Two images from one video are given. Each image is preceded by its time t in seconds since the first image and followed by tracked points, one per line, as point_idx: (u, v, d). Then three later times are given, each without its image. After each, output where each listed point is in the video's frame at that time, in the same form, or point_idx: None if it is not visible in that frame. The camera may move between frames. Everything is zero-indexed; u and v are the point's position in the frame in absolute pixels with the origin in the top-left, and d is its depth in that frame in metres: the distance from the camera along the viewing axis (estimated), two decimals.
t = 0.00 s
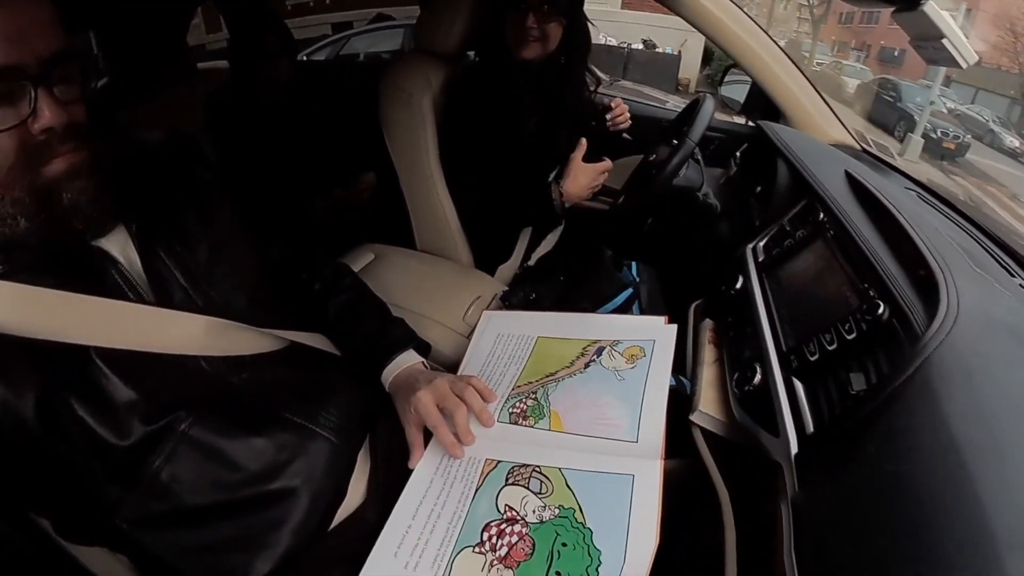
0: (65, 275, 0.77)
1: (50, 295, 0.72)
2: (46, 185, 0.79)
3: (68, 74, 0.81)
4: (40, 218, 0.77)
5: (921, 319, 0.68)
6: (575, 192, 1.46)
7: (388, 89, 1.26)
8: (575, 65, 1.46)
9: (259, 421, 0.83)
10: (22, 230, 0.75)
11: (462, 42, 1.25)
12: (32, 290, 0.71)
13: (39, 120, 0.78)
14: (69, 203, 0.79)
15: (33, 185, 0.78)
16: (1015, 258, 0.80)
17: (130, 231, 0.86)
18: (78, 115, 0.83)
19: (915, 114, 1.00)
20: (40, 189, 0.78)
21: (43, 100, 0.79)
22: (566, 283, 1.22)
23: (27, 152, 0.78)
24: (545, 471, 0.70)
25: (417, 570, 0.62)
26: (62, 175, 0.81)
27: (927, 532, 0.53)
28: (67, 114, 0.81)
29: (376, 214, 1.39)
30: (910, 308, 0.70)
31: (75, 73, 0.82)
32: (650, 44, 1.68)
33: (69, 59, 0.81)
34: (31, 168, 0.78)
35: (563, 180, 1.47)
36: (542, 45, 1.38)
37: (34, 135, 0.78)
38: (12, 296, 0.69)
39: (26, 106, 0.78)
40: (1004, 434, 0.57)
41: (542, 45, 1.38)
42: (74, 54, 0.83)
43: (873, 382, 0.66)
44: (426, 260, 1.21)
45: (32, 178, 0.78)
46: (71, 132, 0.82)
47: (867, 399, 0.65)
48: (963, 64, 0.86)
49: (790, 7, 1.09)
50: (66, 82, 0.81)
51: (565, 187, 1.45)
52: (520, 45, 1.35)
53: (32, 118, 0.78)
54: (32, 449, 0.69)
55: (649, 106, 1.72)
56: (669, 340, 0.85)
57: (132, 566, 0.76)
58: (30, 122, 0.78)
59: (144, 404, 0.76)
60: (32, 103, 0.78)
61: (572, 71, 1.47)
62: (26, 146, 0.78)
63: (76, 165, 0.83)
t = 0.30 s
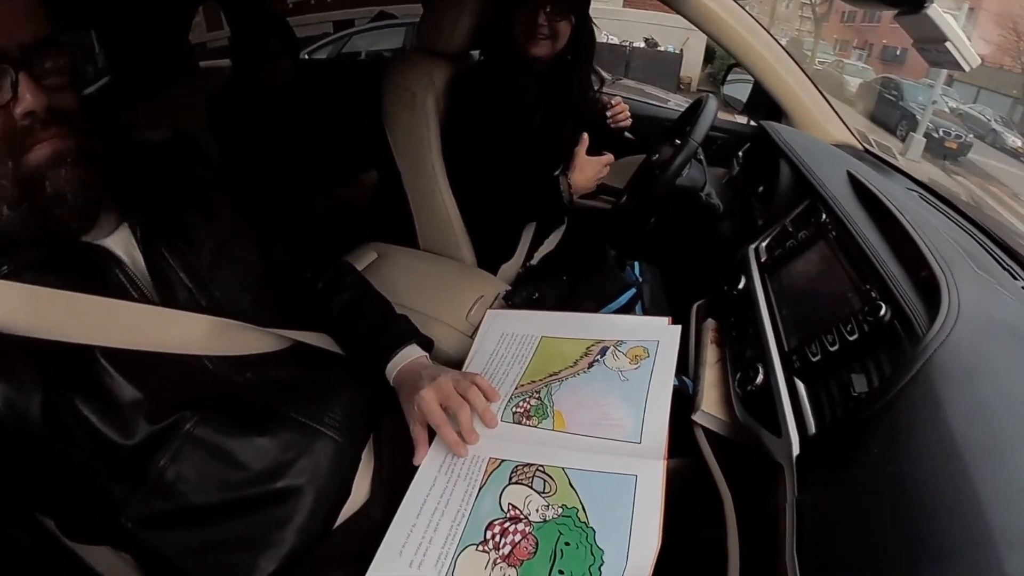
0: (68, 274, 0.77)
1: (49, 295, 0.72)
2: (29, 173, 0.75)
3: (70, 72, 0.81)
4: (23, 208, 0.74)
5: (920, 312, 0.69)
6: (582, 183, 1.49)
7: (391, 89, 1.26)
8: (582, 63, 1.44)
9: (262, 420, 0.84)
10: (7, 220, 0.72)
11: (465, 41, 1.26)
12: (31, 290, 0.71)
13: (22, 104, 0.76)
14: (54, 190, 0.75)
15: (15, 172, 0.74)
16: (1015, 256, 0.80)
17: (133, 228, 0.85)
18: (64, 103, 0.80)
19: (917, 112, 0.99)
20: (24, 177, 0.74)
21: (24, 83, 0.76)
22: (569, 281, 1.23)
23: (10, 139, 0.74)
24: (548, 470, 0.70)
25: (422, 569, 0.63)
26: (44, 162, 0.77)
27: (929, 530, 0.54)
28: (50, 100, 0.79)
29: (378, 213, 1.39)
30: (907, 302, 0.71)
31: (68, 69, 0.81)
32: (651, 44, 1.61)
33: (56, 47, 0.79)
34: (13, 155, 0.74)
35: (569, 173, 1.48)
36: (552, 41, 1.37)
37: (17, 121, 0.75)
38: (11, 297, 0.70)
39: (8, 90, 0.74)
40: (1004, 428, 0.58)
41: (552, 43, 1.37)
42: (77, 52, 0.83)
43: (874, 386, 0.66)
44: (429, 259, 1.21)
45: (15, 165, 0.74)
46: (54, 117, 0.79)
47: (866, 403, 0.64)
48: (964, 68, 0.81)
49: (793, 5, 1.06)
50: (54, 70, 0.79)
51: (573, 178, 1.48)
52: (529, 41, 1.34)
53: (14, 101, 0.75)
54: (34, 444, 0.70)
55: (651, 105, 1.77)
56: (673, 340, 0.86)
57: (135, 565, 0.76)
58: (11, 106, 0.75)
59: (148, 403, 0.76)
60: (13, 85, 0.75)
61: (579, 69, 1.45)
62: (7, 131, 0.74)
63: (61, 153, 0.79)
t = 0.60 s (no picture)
0: (76, 269, 0.78)
1: (52, 289, 0.73)
2: (32, 173, 0.77)
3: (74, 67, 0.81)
4: (24, 209, 0.75)
5: (915, 308, 0.70)
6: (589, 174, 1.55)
7: (394, 88, 1.26)
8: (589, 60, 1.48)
9: (266, 415, 0.84)
10: (11, 224, 0.74)
11: (468, 42, 1.26)
12: (34, 283, 0.73)
13: (26, 105, 0.78)
14: (55, 193, 0.77)
15: (19, 174, 0.76)
16: (1013, 255, 0.80)
17: (141, 225, 0.86)
18: (70, 103, 0.82)
19: (919, 113, 1.00)
20: (26, 180, 0.77)
21: (28, 83, 0.78)
22: (571, 279, 1.22)
23: (14, 139, 0.77)
24: (551, 465, 0.71)
25: (426, 562, 0.63)
26: (48, 163, 0.79)
27: (927, 521, 0.54)
28: (56, 102, 0.81)
29: (380, 211, 1.39)
30: (903, 296, 0.72)
31: (74, 67, 0.82)
32: (653, 42, 1.64)
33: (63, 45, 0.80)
34: (17, 156, 0.77)
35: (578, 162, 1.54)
36: (567, 39, 1.42)
37: (21, 121, 0.78)
38: (20, 291, 0.71)
39: (13, 91, 0.77)
40: (998, 428, 0.58)
41: (567, 40, 1.42)
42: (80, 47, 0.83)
43: (869, 375, 0.68)
44: (431, 256, 1.22)
45: (18, 167, 0.77)
46: (59, 118, 0.81)
47: (861, 391, 0.67)
48: (964, 67, 0.84)
49: (794, 4, 1.12)
50: (61, 70, 0.80)
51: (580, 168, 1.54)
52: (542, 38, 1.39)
53: (18, 103, 0.78)
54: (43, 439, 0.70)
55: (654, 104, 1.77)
56: (674, 337, 0.86)
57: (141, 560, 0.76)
58: (16, 106, 0.77)
59: (154, 398, 0.77)
60: (17, 87, 0.77)
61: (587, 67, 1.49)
62: (12, 131, 0.77)
63: (65, 154, 0.82)
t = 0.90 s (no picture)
0: (78, 272, 0.78)
1: (51, 293, 0.73)
2: (34, 175, 0.77)
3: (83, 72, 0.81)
4: (26, 213, 0.75)
5: (914, 310, 0.70)
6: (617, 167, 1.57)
7: (399, 90, 1.27)
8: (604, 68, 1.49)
9: (271, 419, 0.85)
10: (15, 227, 0.73)
11: (472, 44, 1.26)
12: (33, 287, 0.72)
13: (24, 106, 0.76)
14: (57, 196, 0.77)
15: (19, 177, 0.76)
16: (1010, 256, 0.81)
17: (145, 229, 0.87)
18: (68, 103, 0.81)
19: (919, 113, 0.99)
20: (26, 183, 0.76)
21: (26, 85, 0.77)
22: (575, 280, 1.24)
23: (13, 141, 0.76)
24: (558, 469, 0.71)
25: (433, 566, 0.63)
26: (48, 165, 0.78)
27: (933, 525, 0.54)
28: (53, 102, 0.79)
29: (383, 213, 1.40)
30: (902, 299, 0.72)
31: (72, 65, 0.81)
32: (654, 42, 1.64)
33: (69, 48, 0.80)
34: (16, 158, 0.76)
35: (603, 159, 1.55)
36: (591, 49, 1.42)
37: (21, 123, 0.76)
38: (26, 297, 0.71)
39: (11, 92, 0.75)
40: (999, 428, 0.59)
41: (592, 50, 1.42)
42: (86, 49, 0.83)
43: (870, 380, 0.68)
44: (435, 259, 1.22)
45: (18, 169, 0.76)
46: (57, 119, 0.79)
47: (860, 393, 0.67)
48: (970, 72, 0.84)
49: (795, 5, 1.05)
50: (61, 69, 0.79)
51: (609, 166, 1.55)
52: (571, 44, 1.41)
53: (17, 103, 0.76)
54: (46, 442, 0.70)
55: (657, 106, 1.75)
56: (679, 340, 0.87)
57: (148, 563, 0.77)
58: (15, 107, 0.76)
59: (161, 404, 0.78)
60: (16, 87, 0.76)
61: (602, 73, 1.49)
62: (11, 134, 0.76)
63: (64, 155, 0.80)
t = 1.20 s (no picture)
0: (79, 270, 0.78)
1: (53, 286, 0.73)
2: (46, 186, 0.76)
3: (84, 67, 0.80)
4: (39, 222, 0.75)
5: (916, 307, 0.70)
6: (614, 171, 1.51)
7: (396, 89, 1.26)
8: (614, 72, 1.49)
9: (268, 413, 0.84)
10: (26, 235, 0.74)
11: (472, 41, 1.26)
12: (36, 280, 0.72)
13: (39, 122, 0.75)
14: (69, 206, 0.77)
15: (32, 187, 0.75)
16: (1013, 255, 0.80)
17: (142, 224, 0.86)
18: (82, 115, 0.80)
19: (922, 112, 0.98)
20: (40, 192, 0.76)
21: (41, 100, 0.75)
22: (574, 279, 1.23)
23: (26, 154, 0.75)
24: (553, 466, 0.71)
25: (423, 554, 0.64)
26: (61, 177, 0.78)
27: (928, 522, 0.55)
28: (69, 114, 0.78)
29: (382, 210, 1.39)
30: (903, 296, 0.72)
31: (81, 72, 0.80)
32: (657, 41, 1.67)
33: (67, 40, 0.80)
34: (30, 170, 0.75)
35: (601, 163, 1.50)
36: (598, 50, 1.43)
37: (35, 137, 0.75)
38: (21, 290, 0.71)
39: (24, 107, 0.74)
40: (1004, 428, 0.58)
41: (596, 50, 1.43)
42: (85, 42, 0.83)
43: (872, 376, 0.68)
44: (434, 255, 1.22)
45: (32, 181, 0.75)
46: (72, 133, 0.79)
47: (865, 392, 0.66)
48: (969, 66, 0.83)
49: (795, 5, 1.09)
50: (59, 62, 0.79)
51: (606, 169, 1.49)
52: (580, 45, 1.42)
53: (31, 119, 0.75)
54: (46, 439, 0.70)
55: (659, 103, 1.73)
56: (676, 337, 0.86)
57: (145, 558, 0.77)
58: (29, 122, 0.74)
59: (157, 398, 0.77)
60: (29, 103, 0.74)
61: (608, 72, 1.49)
62: (25, 148, 0.75)
63: (77, 167, 0.80)
